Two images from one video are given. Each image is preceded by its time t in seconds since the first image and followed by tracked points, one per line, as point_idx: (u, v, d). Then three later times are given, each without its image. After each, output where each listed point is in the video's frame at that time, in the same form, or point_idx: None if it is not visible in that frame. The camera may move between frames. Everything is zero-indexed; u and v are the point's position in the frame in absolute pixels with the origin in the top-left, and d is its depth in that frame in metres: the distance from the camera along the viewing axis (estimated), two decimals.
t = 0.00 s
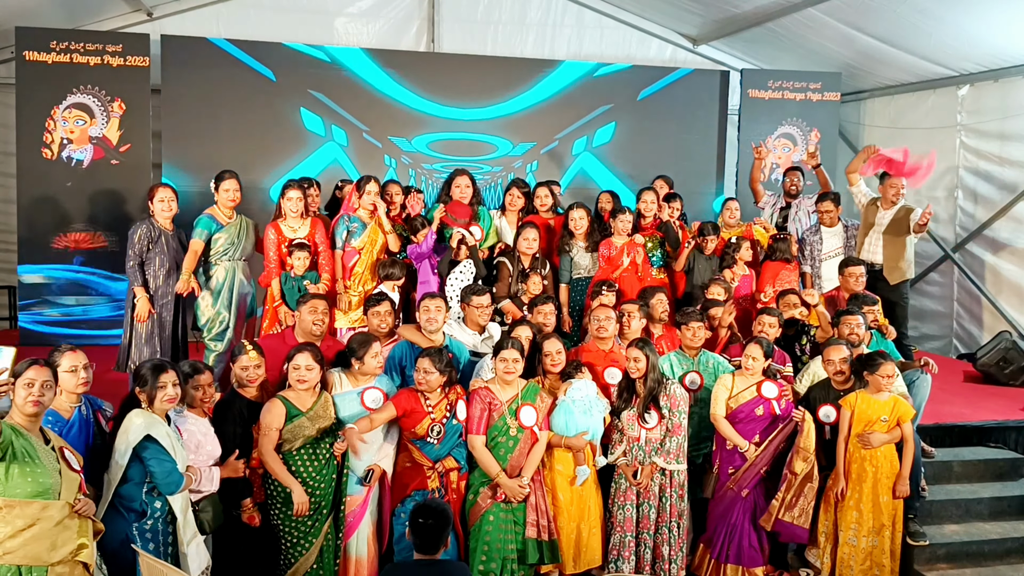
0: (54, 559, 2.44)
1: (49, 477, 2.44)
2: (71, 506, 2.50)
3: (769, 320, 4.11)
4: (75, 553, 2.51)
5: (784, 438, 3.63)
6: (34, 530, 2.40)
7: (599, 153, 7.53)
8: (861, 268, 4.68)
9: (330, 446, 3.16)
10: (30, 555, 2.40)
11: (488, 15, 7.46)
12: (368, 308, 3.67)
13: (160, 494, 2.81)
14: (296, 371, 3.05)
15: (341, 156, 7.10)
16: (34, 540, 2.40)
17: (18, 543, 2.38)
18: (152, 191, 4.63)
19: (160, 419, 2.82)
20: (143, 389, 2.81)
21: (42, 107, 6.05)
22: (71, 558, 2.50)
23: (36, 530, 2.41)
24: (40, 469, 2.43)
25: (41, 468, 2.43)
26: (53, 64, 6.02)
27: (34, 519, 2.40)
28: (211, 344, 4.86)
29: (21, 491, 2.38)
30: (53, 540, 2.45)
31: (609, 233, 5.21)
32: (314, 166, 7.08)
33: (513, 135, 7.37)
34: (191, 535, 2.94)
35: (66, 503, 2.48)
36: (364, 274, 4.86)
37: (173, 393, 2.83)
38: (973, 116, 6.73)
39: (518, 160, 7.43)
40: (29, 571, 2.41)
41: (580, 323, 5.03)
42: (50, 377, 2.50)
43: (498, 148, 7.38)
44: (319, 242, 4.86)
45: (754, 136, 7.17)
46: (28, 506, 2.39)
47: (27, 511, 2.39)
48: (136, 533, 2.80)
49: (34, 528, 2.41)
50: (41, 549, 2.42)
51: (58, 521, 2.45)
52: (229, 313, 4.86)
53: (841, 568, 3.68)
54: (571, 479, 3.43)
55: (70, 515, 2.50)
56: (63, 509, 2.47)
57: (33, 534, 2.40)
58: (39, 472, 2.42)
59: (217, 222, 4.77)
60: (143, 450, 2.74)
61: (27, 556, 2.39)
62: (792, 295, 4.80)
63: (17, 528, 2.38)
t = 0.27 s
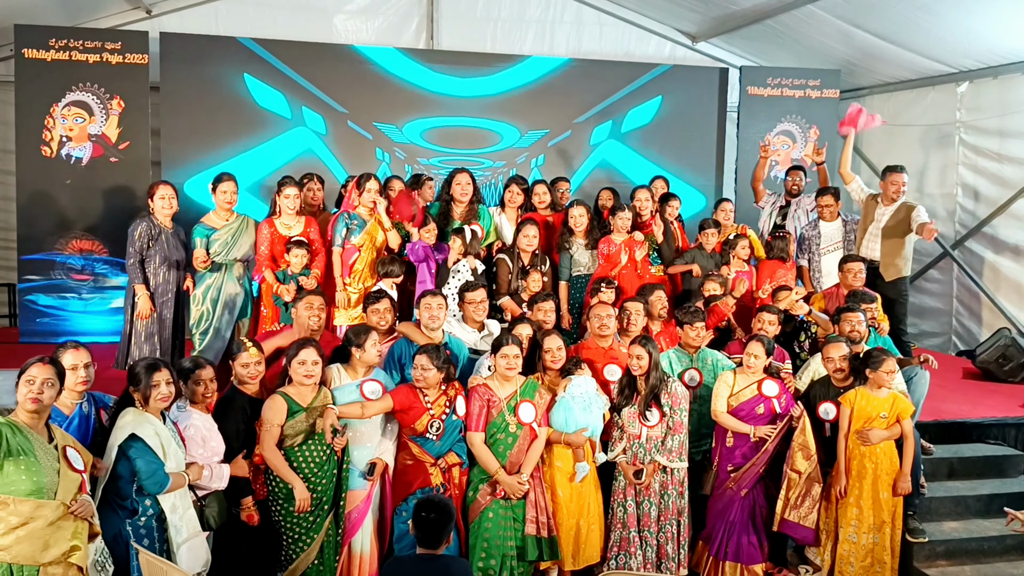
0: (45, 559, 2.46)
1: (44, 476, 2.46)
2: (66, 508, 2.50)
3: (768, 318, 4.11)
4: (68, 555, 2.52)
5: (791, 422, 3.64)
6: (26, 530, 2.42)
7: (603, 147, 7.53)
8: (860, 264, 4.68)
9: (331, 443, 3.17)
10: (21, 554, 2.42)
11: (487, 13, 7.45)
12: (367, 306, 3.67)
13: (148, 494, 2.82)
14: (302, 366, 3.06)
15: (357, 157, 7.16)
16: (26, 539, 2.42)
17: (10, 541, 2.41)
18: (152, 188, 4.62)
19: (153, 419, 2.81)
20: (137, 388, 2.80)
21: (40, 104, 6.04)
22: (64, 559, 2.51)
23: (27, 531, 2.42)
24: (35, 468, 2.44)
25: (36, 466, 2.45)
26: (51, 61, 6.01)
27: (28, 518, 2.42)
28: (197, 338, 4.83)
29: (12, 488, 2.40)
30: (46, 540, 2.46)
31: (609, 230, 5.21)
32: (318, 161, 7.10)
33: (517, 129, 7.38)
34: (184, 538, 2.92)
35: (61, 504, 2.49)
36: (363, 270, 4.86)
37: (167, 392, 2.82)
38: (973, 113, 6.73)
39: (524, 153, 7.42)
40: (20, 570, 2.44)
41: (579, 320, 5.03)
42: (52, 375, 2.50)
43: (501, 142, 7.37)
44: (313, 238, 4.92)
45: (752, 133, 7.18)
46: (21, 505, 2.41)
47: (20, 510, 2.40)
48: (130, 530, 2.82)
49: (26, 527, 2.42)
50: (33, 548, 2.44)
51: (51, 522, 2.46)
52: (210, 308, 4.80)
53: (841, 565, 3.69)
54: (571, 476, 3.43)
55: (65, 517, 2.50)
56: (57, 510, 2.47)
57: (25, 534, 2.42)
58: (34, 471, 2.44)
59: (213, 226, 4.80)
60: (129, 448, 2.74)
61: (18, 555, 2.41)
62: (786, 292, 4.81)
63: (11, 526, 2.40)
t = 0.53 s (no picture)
0: (40, 557, 2.48)
1: (42, 473, 2.46)
2: (63, 506, 2.51)
3: (767, 312, 4.11)
4: (63, 553, 2.54)
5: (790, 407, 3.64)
6: (21, 526, 2.43)
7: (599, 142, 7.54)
8: (858, 259, 4.69)
9: (333, 438, 3.16)
10: (16, 551, 2.43)
11: (486, 7, 7.41)
12: (365, 300, 3.67)
13: (143, 484, 2.85)
14: (308, 360, 3.06)
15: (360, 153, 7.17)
16: (21, 536, 2.44)
17: (5, 537, 2.43)
18: (152, 183, 4.62)
19: (149, 408, 2.85)
20: (134, 379, 2.84)
21: (39, 99, 6.03)
22: (59, 557, 2.53)
23: (22, 528, 2.44)
24: (33, 465, 2.45)
25: (34, 463, 2.45)
26: (49, 56, 5.99)
27: (24, 514, 2.43)
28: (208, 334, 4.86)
29: (7, 485, 2.41)
30: (41, 537, 2.47)
31: (608, 225, 5.21)
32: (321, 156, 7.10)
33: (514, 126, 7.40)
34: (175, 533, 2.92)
35: (58, 502, 2.49)
36: (362, 265, 4.89)
37: (164, 382, 2.86)
38: (972, 107, 6.73)
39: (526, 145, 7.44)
40: (16, 566, 2.46)
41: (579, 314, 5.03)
42: (53, 371, 2.48)
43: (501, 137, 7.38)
44: (313, 232, 4.91)
45: (751, 127, 7.17)
46: (18, 501, 2.42)
47: (17, 506, 2.42)
48: (126, 520, 2.86)
49: (22, 524, 2.44)
50: (28, 546, 2.45)
51: (47, 519, 2.47)
52: (223, 303, 4.82)
53: (839, 558, 3.70)
54: (570, 471, 3.44)
55: (62, 514, 2.51)
56: (53, 508, 2.48)
57: (20, 530, 2.44)
58: (32, 468, 2.44)
59: (213, 214, 4.77)
60: (125, 437, 2.78)
61: (13, 551, 2.43)
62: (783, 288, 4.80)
63: (7, 522, 2.42)
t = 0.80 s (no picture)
0: (37, 552, 2.49)
1: (40, 468, 2.47)
2: (61, 501, 2.51)
3: (767, 305, 4.12)
4: (61, 548, 2.54)
5: (786, 424, 3.60)
6: (19, 521, 2.45)
7: (595, 136, 7.51)
8: (858, 252, 4.70)
9: (336, 433, 3.18)
10: (13, 545, 2.45)
11: None
12: (365, 294, 3.67)
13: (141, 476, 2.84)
14: (313, 356, 3.06)
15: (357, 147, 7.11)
16: (19, 530, 2.45)
17: (3, 530, 2.44)
18: (153, 176, 4.62)
19: (145, 400, 2.84)
20: (132, 369, 2.82)
21: (38, 93, 6.01)
22: (57, 552, 2.54)
23: (20, 523, 2.45)
24: (31, 459, 2.45)
25: (33, 458, 2.45)
26: (48, 50, 5.98)
27: (21, 509, 2.44)
28: (216, 333, 4.91)
29: (5, 478, 2.42)
30: (38, 532, 2.48)
31: (608, 218, 5.20)
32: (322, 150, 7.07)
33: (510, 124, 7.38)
34: (174, 521, 2.94)
35: (57, 497, 2.50)
36: (361, 259, 4.89)
37: (162, 373, 2.86)
38: (972, 100, 6.72)
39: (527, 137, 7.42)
40: (14, 560, 2.48)
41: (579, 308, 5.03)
42: (53, 365, 2.48)
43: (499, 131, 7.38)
44: (316, 229, 4.88)
45: (751, 120, 7.16)
46: (15, 496, 2.43)
47: (14, 500, 2.43)
48: (123, 512, 2.86)
49: (19, 518, 2.45)
50: (25, 542, 2.47)
51: (45, 514, 2.48)
52: (232, 302, 4.89)
53: (839, 551, 3.72)
54: (571, 464, 3.45)
55: (60, 509, 2.52)
56: (51, 503, 2.49)
57: (18, 525, 2.45)
58: (30, 463, 2.44)
59: (215, 209, 4.77)
60: (121, 429, 2.77)
61: (11, 545, 2.45)
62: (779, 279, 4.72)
63: (5, 516, 2.44)
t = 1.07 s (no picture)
0: (36, 544, 2.50)
1: (37, 460, 2.47)
2: (58, 493, 2.53)
3: (765, 297, 4.12)
4: (59, 541, 2.56)
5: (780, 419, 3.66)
6: (17, 514, 2.46)
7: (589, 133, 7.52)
8: (857, 246, 4.70)
9: (337, 423, 3.18)
10: (10, 537, 2.46)
11: None
12: (363, 286, 3.68)
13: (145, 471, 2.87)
14: (316, 346, 3.07)
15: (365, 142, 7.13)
16: (17, 523, 2.46)
17: (1, 524, 2.45)
18: (153, 169, 4.61)
19: (144, 394, 2.85)
20: (128, 363, 2.83)
21: (36, 85, 5.99)
22: (55, 545, 2.55)
23: (18, 515, 2.46)
24: (28, 453, 2.45)
25: (30, 451, 2.46)
26: (46, 42, 5.96)
27: (19, 501, 2.45)
28: (199, 323, 4.90)
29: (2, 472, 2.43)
30: (36, 525, 2.49)
31: (607, 211, 5.20)
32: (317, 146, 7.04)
33: (504, 122, 7.38)
34: (180, 509, 3.01)
35: (55, 490, 2.51)
36: (359, 253, 4.88)
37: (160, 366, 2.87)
38: (970, 93, 6.73)
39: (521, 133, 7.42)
40: (12, 553, 2.48)
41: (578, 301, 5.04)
42: (50, 357, 2.48)
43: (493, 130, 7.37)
44: (313, 220, 4.86)
45: (750, 113, 7.16)
46: (12, 489, 2.44)
47: (11, 493, 2.44)
48: (129, 503, 2.90)
49: (16, 511, 2.46)
50: (24, 534, 2.48)
51: (42, 507, 2.49)
52: (216, 293, 4.88)
53: (837, 543, 3.74)
54: (571, 456, 3.46)
55: (58, 501, 2.53)
56: (49, 496, 2.50)
57: (16, 518, 2.46)
58: (27, 456, 2.45)
59: (211, 208, 4.76)
60: (120, 423, 2.79)
61: (9, 538, 2.46)
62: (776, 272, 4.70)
63: (2, 509, 2.45)
